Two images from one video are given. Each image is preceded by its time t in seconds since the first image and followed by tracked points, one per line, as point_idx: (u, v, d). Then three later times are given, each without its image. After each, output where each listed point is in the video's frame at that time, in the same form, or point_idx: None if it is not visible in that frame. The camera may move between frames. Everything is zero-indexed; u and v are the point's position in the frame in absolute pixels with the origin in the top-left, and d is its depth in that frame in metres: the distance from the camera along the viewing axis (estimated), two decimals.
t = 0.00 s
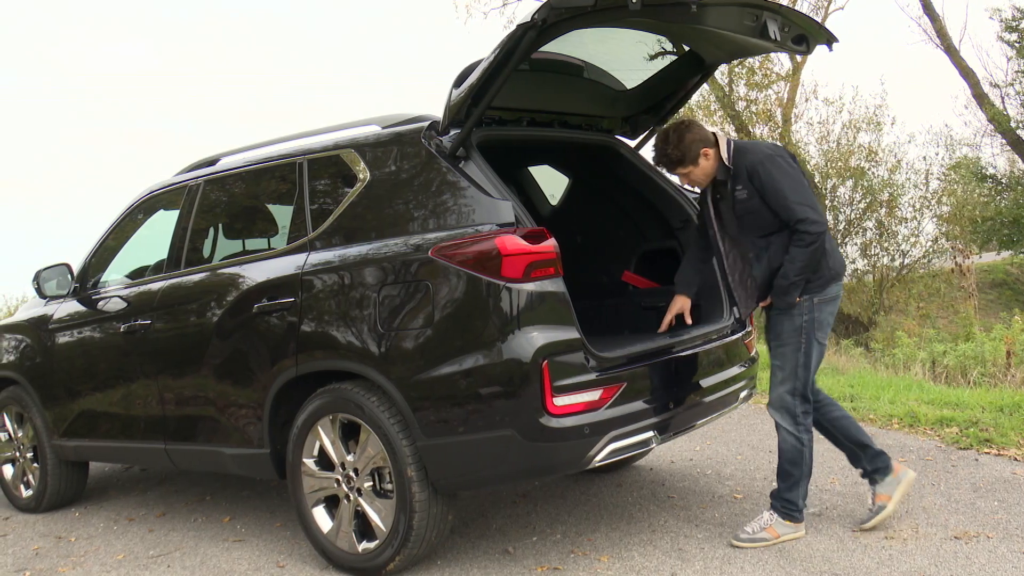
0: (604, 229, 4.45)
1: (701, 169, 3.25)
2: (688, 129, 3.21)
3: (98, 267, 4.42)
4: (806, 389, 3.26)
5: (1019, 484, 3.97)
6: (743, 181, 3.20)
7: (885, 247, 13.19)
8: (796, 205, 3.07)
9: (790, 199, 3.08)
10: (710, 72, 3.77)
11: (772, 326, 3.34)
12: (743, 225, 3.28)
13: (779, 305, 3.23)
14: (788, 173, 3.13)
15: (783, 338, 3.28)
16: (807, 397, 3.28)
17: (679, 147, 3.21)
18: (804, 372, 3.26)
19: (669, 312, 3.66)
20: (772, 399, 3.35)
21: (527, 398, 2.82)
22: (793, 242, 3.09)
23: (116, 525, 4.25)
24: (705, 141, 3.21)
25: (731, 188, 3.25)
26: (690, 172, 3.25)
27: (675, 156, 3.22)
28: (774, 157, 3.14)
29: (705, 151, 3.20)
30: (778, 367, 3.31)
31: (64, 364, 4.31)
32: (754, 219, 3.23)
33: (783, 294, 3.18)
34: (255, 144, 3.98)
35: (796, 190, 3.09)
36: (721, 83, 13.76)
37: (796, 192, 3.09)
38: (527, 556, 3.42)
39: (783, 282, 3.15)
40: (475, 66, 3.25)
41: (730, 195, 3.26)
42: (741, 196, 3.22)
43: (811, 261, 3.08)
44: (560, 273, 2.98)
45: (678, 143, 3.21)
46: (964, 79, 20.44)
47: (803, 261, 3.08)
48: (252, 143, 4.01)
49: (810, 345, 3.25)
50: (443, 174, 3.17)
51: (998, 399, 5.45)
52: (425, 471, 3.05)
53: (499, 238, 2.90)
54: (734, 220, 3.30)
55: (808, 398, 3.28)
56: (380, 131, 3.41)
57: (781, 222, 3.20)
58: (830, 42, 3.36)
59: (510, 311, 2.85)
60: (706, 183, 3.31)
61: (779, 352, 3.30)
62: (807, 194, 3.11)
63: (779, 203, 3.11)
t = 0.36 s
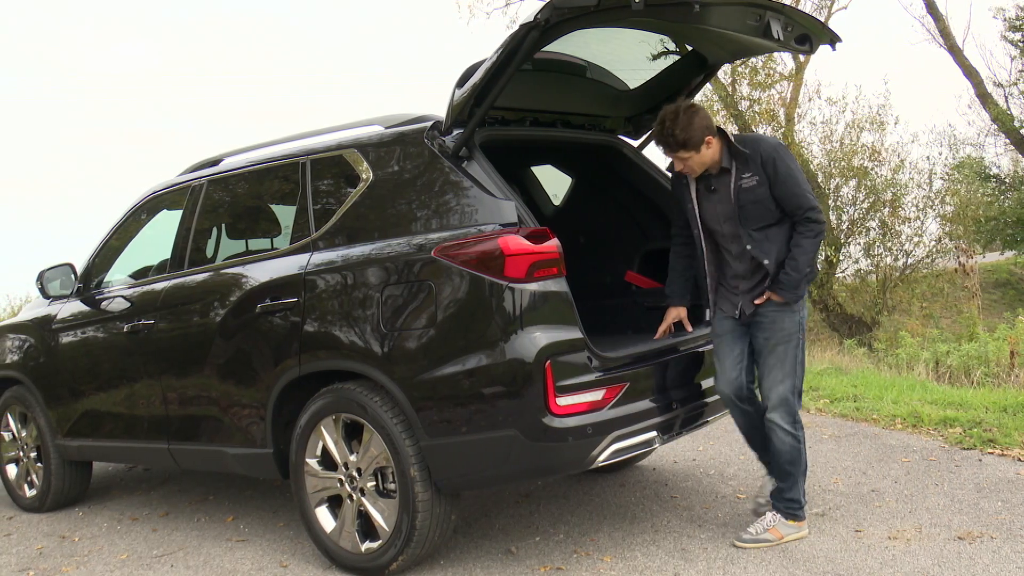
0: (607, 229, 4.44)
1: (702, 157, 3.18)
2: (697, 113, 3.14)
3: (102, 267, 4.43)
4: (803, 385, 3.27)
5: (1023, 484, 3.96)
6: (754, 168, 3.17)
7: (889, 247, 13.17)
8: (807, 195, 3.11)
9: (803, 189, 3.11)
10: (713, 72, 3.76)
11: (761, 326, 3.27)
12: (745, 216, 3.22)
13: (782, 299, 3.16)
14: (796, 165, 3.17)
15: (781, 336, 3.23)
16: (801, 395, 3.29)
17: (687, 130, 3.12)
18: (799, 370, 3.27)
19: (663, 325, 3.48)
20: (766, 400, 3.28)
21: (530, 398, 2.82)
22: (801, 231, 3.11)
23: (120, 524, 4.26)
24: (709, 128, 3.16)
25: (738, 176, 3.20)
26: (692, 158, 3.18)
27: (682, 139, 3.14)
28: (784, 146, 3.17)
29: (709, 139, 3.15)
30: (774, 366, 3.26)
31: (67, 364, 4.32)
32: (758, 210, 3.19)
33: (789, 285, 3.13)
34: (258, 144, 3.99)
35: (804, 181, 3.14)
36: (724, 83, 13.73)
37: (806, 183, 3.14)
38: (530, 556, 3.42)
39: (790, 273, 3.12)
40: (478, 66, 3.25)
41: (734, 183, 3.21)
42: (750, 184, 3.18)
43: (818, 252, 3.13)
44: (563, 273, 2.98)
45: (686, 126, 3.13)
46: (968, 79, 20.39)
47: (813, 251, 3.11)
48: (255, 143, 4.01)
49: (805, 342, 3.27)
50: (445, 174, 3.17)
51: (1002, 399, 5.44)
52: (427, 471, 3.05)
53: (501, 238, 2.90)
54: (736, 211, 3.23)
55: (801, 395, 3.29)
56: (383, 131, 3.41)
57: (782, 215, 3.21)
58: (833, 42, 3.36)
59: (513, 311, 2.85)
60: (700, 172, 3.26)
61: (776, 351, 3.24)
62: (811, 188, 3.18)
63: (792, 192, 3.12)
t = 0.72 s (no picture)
0: (609, 230, 4.44)
1: (738, 147, 3.19)
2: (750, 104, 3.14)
3: (105, 267, 4.44)
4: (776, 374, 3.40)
5: None
6: (778, 167, 3.23)
7: (892, 246, 13.15)
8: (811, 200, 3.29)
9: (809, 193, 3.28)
10: (715, 71, 3.76)
11: (735, 320, 3.34)
12: (759, 211, 3.26)
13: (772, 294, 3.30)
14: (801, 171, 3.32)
15: (760, 328, 3.32)
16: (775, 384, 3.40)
17: (742, 117, 3.11)
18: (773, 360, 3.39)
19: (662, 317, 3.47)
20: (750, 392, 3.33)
21: (533, 398, 2.82)
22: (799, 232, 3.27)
23: (123, 524, 4.26)
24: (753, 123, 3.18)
25: (762, 172, 3.24)
26: (731, 145, 3.17)
27: (733, 125, 3.12)
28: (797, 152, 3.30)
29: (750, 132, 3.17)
30: (756, 357, 3.32)
31: (71, 363, 4.33)
32: (772, 207, 3.26)
33: (783, 283, 3.26)
34: (262, 144, 3.99)
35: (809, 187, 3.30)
36: (727, 83, 13.71)
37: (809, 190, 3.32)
38: (533, 556, 3.42)
39: (788, 272, 3.26)
40: (481, 66, 3.25)
41: (757, 179, 3.24)
42: (772, 182, 3.23)
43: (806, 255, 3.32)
44: (566, 273, 2.98)
45: (741, 113, 3.11)
46: (972, 79, 20.34)
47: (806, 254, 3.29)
48: (259, 143, 4.01)
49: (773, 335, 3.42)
50: (448, 174, 3.17)
51: (1006, 399, 5.43)
52: (431, 471, 3.05)
53: (504, 237, 2.90)
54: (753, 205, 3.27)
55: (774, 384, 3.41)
56: (387, 131, 3.42)
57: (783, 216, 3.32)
58: (837, 41, 3.35)
59: (516, 310, 2.85)
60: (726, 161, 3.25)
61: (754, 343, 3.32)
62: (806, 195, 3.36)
63: (802, 194, 3.26)
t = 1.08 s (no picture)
0: (612, 230, 4.43)
1: (735, 158, 3.24)
2: (754, 118, 3.19)
3: (109, 267, 4.44)
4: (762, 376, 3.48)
5: None
6: (773, 182, 3.28)
7: (895, 246, 13.13)
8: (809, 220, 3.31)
9: (806, 214, 3.30)
10: (718, 71, 3.76)
11: (720, 322, 3.40)
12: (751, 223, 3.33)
13: (751, 303, 3.39)
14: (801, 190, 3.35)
15: (745, 331, 3.39)
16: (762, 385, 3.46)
17: (743, 130, 3.16)
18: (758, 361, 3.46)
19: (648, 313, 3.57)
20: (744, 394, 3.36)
21: (536, 398, 2.82)
22: (793, 250, 3.30)
23: (127, 524, 4.27)
24: (756, 139, 3.23)
25: (756, 186, 3.30)
26: (729, 155, 3.22)
27: (735, 135, 3.17)
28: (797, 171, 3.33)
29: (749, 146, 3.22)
30: (745, 358, 3.38)
31: (74, 363, 4.34)
32: (765, 221, 3.32)
33: (764, 294, 3.34)
34: (265, 144, 3.99)
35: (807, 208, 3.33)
36: (730, 83, 13.69)
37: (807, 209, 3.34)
38: (536, 556, 3.42)
39: (770, 287, 3.33)
40: (484, 66, 3.25)
41: (750, 192, 3.31)
42: (765, 197, 3.29)
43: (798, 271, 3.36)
44: (569, 273, 2.98)
45: (743, 125, 3.16)
46: (976, 79, 20.29)
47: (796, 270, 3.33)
48: (262, 143, 4.02)
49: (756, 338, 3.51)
50: (451, 174, 3.17)
51: (1010, 399, 5.42)
52: (433, 470, 3.05)
53: (508, 238, 2.90)
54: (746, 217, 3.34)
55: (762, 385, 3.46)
56: (390, 131, 3.42)
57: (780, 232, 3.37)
58: (840, 40, 3.35)
59: (519, 310, 2.85)
60: (721, 169, 3.31)
61: (742, 344, 3.38)
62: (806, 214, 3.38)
63: (798, 213, 3.30)
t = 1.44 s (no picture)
0: (615, 230, 4.42)
1: (720, 163, 3.35)
2: (737, 123, 3.31)
3: (112, 266, 4.45)
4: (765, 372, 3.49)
5: None
6: (757, 185, 3.39)
7: (898, 246, 13.11)
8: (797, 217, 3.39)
9: (794, 211, 3.39)
10: (721, 71, 3.76)
11: (722, 320, 3.43)
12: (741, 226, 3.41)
13: (746, 301, 3.46)
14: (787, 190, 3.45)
15: (748, 327, 3.43)
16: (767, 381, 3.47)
17: (728, 134, 3.28)
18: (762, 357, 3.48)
19: (642, 317, 3.51)
20: (752, 388, 3.35)
21: (539, 398, 2.82)
22: (785, 248, 3.38)
23: (130, 523, 4.28)
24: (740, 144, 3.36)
25: (741, 191, 3.40)
26: (715, 159, 3.33)
27: (720, 138, 3.28)
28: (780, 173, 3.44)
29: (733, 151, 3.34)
30: (750, 353, 3.38)
31: (78, 362, 4.34)
32: (754, 223, 3.40)
33: (758, 293, 3.44)
34: (268, 144, 4.00)
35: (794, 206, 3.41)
36: (733, 82, 13.66)
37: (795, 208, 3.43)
38: (538, 555, 3.42)
39: (765, 285, 3.43)
40: (487, 65, 3.25)
41: (737, 196, 3.42)
42: (750, 200, 3.39)
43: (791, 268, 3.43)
44: (572, 273, 2.99)
45: (727, 129, 3.29)
46: (979, 78, 20.24)
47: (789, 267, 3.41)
48: (265, 142, 4.02)
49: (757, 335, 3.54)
50: (454, 173, 3.17)
51: (1013, 399, 5.40)
52: (436, 469, 3.05)
53: (510, 237, 2.90)
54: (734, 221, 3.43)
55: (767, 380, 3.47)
56: (392, 130, 3.42)
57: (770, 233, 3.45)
58: (843, 39, 3.35)
59: (522, 310, 2.85)
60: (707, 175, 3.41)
61: (745, 340, 3.40)
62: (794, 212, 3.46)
63: (785, 212, 3.39)
